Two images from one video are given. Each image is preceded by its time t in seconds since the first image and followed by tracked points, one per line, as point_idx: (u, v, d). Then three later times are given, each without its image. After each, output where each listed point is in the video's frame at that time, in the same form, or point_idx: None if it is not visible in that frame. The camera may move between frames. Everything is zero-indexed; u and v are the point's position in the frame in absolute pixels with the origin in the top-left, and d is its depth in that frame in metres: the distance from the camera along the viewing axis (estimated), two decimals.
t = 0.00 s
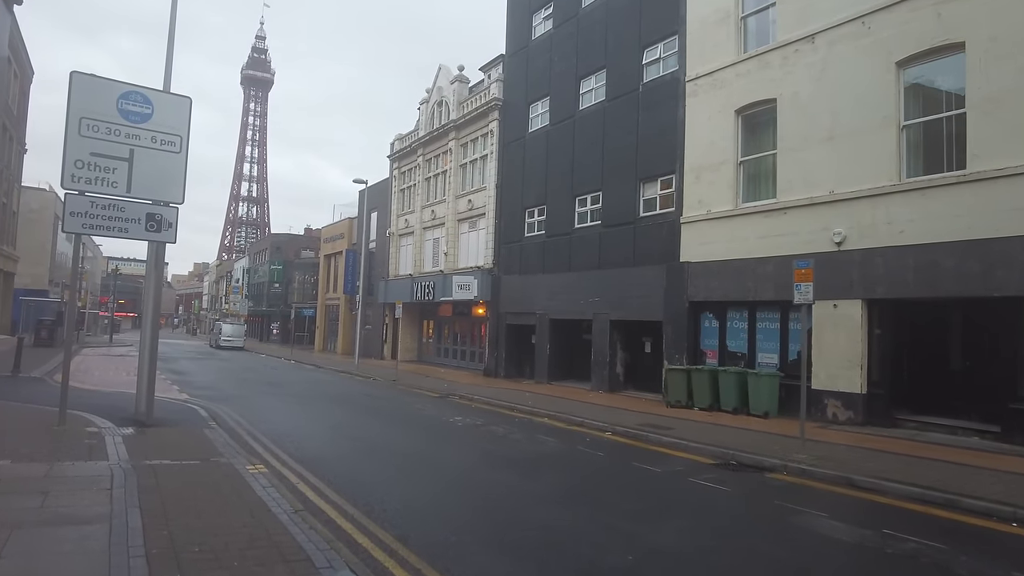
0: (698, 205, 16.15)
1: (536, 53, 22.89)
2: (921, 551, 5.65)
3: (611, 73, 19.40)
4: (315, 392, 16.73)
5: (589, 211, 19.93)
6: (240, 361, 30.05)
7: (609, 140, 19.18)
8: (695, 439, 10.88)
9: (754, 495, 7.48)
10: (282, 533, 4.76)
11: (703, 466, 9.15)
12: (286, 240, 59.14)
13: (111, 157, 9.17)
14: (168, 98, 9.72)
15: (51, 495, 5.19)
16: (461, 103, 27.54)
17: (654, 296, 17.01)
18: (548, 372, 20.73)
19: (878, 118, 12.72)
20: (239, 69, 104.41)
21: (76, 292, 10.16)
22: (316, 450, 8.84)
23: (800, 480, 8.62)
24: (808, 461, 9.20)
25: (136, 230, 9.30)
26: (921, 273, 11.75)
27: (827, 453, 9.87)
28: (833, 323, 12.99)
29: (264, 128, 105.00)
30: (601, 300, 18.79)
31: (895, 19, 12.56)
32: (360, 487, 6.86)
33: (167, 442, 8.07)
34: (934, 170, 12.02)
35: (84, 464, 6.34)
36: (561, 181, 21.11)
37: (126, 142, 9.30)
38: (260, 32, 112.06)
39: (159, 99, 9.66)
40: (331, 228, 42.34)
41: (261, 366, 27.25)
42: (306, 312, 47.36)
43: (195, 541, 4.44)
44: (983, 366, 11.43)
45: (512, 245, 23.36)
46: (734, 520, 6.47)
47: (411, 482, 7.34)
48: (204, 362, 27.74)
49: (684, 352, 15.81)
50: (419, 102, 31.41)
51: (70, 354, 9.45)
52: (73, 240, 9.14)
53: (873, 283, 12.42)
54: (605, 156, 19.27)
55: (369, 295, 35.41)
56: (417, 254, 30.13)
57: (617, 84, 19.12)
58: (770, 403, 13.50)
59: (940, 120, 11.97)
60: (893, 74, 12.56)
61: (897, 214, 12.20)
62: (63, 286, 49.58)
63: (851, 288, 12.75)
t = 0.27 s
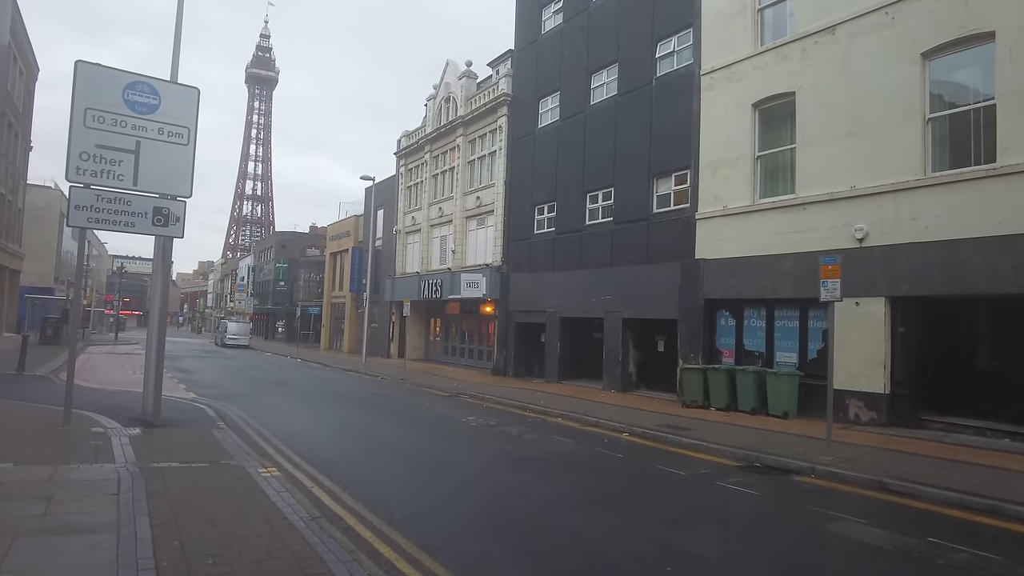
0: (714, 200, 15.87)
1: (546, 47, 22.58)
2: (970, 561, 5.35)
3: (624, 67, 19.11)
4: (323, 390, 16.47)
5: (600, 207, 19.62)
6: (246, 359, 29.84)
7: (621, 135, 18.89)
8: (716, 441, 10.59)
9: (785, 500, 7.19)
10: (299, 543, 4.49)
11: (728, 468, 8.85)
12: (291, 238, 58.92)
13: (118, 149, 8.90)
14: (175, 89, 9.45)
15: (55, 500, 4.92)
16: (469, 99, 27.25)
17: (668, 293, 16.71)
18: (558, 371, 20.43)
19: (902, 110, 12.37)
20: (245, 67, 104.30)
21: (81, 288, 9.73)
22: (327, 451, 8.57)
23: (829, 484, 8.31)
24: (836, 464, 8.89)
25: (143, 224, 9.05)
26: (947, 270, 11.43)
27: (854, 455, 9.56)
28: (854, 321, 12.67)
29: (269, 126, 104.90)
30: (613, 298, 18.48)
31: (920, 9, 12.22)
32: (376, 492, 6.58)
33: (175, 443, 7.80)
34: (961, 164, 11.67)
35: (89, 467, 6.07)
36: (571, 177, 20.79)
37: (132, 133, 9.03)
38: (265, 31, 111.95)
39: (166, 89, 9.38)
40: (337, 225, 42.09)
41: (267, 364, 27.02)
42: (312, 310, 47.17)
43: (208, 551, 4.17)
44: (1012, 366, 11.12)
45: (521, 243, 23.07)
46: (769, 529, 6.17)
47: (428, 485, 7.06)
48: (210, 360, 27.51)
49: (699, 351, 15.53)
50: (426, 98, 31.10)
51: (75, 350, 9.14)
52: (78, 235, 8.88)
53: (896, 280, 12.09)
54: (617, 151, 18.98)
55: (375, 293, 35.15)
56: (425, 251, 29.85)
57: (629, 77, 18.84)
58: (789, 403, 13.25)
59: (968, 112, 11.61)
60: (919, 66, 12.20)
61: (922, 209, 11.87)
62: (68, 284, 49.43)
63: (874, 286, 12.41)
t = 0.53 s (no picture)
0: (730, 199, 15.60)
1: (556, 44, 22.29)
2: None
3: (636, 64, 18.83)
4: (329, 393, 16.17)
5: (612, 206, 19.31)
6: (251, 360, 29.61)
7: (633, 133, 18.62)
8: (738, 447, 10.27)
9: (818, 512, 6.88)
10: (316, 563, 4.19)
11: (754, 476, 8.55)
12: (296, 238, 58.70)
13: (122, 145, 8.61)
14: (182, 83, 9.18)
15: (56, 515, 4.64)
16: (477, 97, 26.97)
17: (682, 294, 16.41)
18: (568, 373, 20.14)
19: (927, 106, 12.02)
20: (249, 67, 104.25)
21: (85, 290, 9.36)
22: (339, 457, 8.29)
23: (860, 492, 7.98)
24: (865, 472, 8.56)
25: (149, 223, 8.75)
26: (975, 271, 11.10)
27: (883, 462, 9.23)
28: (877, 323, 12.33)
29: (274, 126, 104.79)
30: (624, 299, 18.18)
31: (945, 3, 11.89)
32: (392, 503, 6.27)
33: (181, 450, 7.50)
34: (990, 161, 11.31)
35: (93, 477, 5.77)
36: (582, 176, 20.48)
37: (137, 129, 8.75)
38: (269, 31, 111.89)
39: (172, 84, 9.11)
40: (342, 225, 41.86)
41: (272, 365, 26.78)
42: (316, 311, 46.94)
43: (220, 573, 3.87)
44: None
45: (530, 243, 22.76)
46: (806, 542, 5.88)
47: (445, 495, 6.77)
48: (215, 361, 27.26)
49: (715, 353, 15.25)
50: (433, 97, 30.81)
51: (76, 352, 8.82)
52: (81, 235, 8.58)
53: (921, 281, 11.76)
54: (629, 149, 18.70)
55: (381, 293, 34.90)
56: (431, 251, 29.58)
57: (642, 75, 18.58)
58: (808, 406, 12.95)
59: (996, 108, 11.25)
60: (945, 60, 11.85)
61: (948, 208, 11.53)
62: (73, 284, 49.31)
63: (897, 287, 12.07)
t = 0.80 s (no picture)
0: (743, 195, 15.33)
1: (563, 39, 21.98)
2: None
3: (645, 59, 18.53)
4: (335, 392, 15.88)
5: (621, 203, 19.00)
6: (254, 359, 29.35)
7: (643, 128, 18.32)
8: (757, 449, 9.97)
9: (849, 517, 6.58)
10: None
11: (777, 479, 8.27)
12: (298, 237, 58.41)
13: (123, 136, 8.32)
14: (185, 72, 8.89)
15: (51, 525, 4.33)
16: (482, 93, 26.67)
17: (694, 292, 16.12)
18: (576, 372, 19.83)
19: (950, 99, 11.70)
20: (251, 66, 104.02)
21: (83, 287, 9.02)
22: (348, 460, 8.00)
23: (889, 497, 7.67)
24: (893, 475, 8.25)
25: (150, 217, 8.47)
26: (1000, 268, 10.78)
27: (909, 464, 8.91)
28: (897, 322, 12.01)
29: (276, 125, 104.54)
30: (634, 297, 17.88)
31: None
32: (407, 510, 5.97)
33: (184, 454, 7.20)
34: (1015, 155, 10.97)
35: (92, 482, 5.48)
36: (590, 172, 20.17)
37: (138, 120, 8.46)
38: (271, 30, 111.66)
39: (175, 74, 8.82)
40: (345, 224, 41.57)
41: (275, 364, 26.50)
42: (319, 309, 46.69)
43: None
44: None
45: (536, 240, 22.45)
46: (842, 550, 5.58)
47: (461, 500, 6.49)
48: (217, 360, 26.98)
49: (728, 353, 15.03)
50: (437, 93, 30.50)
51: (76, 350, 8.53)
52: (81, 229, 8.31)
53: (943, 278, 11.44)
54: (639, 145, 18.41)
55: (385, 292, 34.62)
56: (436, 250, 29.28)
57: (652, 69, 18.28)
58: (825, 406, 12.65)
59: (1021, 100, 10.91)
60: (968, 51, 11.53)
61: (972, 203, 11.21)
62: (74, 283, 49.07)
63: (917, 284, 11.76)
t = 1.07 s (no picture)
0: (757, 193, 15.02)
1: (570, 35, 21.66)
2: None
3: (655, 54, 18.22)
4: (339, 394, 15.58)
5: (629, 201, 18.68)
6: (256, 359, 29.08)
7: (653, 125, 18.02)
8: (777, 455, 9.66)
9: (885, 529, 6.26)
10: None
11: (802, 487, 7.96)
12: (300, 236, 58.10)
13: (122, 131, 8.01)
14: (186, 65, 8.57)
15: (42, 545, 4.02)
16: (486, 90, 26.35)
17: (706, 292, 15.81)
18: (584, 374, 19.51)
19: (973, 93, 11.37)
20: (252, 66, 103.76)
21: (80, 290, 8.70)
22: (356, 467, 7.70)
23: (921, 506, 7.35)
24: (923, 483, 7.93)
25: (151, 215, 8.16)
26: None
27: (938, 471, 8.58)
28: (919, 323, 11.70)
29: (277, 124, 104.26)
30: (644, 297, 17.56)
31: None
32: (422, 524, 5.67)
33: (185, 462, 6.90)
34: None
35: (89, 495, 5.18)
36: (597, 170, 19.86)
37: (138, 114, 8.14)
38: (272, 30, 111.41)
39: (176, 67, 8.50)
40: (348, 223, 41.28)
41: (278, 365, 26.21)
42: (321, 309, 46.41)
43: None
44: None
45: (542, 240, 22.12)
46: (883, 567, 5.27)
47: (477, 511, 6.19)
48: (219, 361, 26.68)
49: (741, 354, 14.74)
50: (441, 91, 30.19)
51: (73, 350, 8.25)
52: (78, 228, 8.00)
53: (966, 279, 11.12)
54: (648, 142, 18.10)
55: (388, 292, 34.32)
56: (440, 249, 28.96)
57: (661, 65, 17.97)
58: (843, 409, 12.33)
59: None
60: (992, 44, 11.18)
61: (997, 200, 10.88)
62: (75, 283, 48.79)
63: (939, 284, 11.45)
